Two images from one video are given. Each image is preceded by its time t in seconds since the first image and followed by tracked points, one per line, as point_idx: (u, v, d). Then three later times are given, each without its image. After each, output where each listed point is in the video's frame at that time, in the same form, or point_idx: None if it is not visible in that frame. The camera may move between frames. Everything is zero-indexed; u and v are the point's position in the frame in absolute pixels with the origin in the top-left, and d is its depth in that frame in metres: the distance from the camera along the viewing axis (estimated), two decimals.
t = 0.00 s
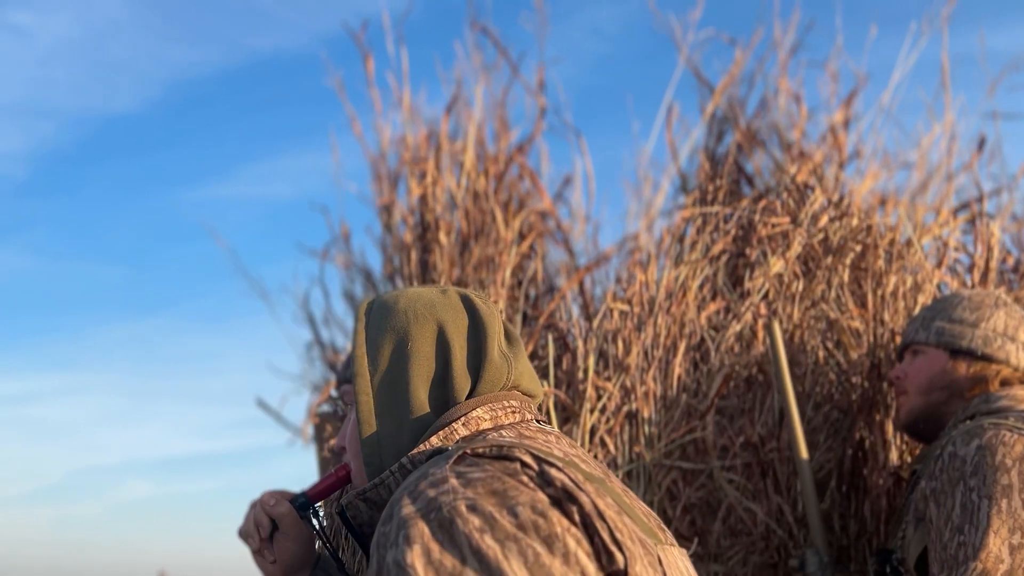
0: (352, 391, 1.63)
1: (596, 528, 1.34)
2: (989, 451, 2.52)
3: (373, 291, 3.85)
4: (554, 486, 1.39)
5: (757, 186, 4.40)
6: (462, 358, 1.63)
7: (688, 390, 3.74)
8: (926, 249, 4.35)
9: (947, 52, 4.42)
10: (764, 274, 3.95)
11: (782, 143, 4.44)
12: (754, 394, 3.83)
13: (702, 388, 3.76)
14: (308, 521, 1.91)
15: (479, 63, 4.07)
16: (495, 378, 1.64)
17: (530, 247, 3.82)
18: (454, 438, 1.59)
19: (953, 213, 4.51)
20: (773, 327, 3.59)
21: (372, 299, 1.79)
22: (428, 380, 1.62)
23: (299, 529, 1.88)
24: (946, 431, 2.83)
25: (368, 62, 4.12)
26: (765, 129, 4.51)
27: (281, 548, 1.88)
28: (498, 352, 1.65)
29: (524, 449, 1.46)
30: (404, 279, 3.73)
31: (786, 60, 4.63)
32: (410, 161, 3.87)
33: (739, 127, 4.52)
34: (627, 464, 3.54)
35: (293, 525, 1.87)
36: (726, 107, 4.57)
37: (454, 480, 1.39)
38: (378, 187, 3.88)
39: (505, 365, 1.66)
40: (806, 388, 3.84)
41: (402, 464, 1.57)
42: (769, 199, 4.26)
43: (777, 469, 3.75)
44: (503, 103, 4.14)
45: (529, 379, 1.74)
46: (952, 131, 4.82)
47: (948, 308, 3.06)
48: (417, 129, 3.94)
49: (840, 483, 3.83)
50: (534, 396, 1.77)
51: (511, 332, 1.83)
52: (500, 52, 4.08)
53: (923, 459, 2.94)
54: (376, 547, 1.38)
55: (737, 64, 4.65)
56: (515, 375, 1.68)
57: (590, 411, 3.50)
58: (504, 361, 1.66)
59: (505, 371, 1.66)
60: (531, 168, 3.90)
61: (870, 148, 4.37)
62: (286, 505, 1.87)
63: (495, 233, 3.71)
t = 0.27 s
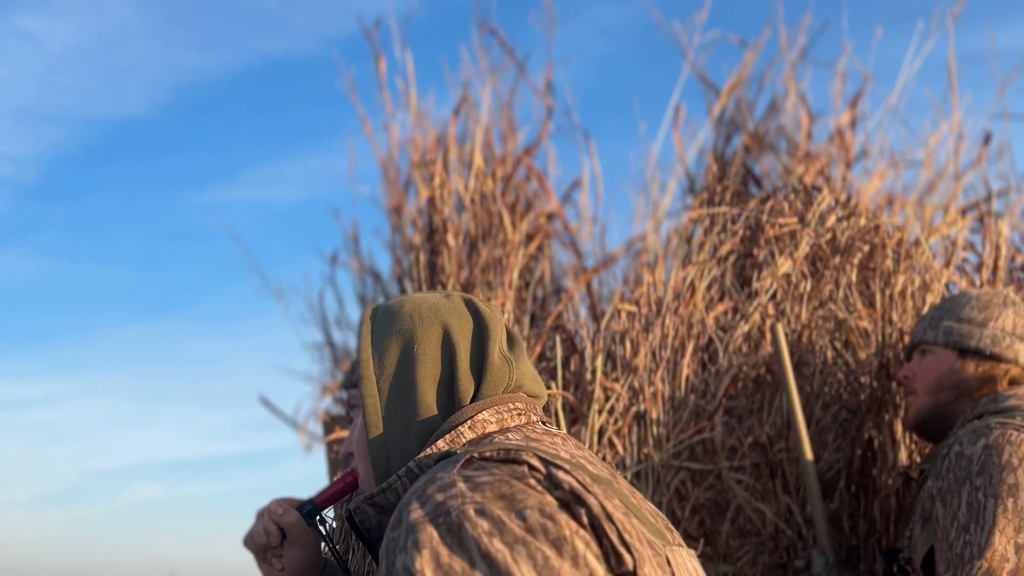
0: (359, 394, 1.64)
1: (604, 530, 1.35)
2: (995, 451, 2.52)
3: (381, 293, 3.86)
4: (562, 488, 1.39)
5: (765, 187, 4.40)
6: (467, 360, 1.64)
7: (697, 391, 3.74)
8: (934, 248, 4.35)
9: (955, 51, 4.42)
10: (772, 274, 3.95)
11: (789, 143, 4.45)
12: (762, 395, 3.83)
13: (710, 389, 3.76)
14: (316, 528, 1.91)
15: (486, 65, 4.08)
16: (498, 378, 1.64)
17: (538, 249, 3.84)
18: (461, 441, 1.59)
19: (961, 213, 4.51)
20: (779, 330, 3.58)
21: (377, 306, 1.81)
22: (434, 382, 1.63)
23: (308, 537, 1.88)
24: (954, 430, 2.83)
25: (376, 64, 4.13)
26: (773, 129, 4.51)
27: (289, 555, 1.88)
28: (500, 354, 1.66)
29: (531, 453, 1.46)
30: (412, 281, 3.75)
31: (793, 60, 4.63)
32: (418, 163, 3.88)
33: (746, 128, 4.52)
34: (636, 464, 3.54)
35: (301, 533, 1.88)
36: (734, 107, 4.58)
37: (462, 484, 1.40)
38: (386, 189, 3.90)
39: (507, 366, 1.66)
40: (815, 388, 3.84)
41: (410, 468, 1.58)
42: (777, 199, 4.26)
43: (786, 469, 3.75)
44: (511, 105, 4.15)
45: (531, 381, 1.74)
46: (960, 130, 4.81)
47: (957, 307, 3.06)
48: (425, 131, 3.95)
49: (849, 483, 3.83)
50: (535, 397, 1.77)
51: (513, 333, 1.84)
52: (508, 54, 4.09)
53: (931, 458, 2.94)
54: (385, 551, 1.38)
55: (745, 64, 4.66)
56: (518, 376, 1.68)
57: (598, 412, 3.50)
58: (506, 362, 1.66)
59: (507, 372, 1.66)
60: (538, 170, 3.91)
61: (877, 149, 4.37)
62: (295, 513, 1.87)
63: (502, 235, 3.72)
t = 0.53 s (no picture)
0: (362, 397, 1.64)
1: (611, 534, 1.35)
2: (1003, 448, 2.50)
3: (388, 294, 3.86)
4: (569, 492, 1.39)
5: (771, 185, 4.39)
6: (469, 358, 1.64)
7: (705, 390, 3.73)
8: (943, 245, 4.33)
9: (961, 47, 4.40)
10: (780, 272, 3.93)
11: (795, 141, 4.44)
12: (771, 393, 3.81)
13: (718, 387, 3.75)
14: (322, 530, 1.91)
15: (490, 65, 4.08)
16: (500, 377, 1.63)
17: (544, 248, 3.84)
18: (466, 442, 1.58)
19: (969, 208, 4.49)
20: (778, 330, 3.57)
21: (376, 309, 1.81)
22: (437, 382, 1.63)
23: (315, 540, 1.88)
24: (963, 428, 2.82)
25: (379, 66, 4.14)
26: (779, 128, 4.49)
27: (296, 557, 1.88)
28: (501, 351, 1.65)
29: (537, 455, 1.45)
30: (419, 282, 3.75)
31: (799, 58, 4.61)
32: (423, 164, 3.89)
33: (752, 127, 4.51)
34: (644, 463, 3.53)
35: (308, 535, 1.87)
36: (739, 106, 4.57)
37: (469, 490, 1.39)
38: (392, 191, 3.90)
39: (508, 364, 1.65)
40: (824, 386, 3.82)
41: (415, 470, 1.57)
42: (784, 198, 4.24)
43: (795, 468, 3.74)
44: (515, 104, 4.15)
45: (535, 378, 1.73)
46: (968, 125, 4.79)
47: (965, 305, 3.05)
48: (430, 132, 3.95)
49: (859, 481, 3.81)
50: (540, 393, 1.75)
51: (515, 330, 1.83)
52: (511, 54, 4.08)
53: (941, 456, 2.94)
54: (392, 558, 1.37)
55: (750, 63, 4.64)
56: (520, 374, 1.67)
57: (607, 411, 3.50)
58: (507, 361, 1.65)
59: (508, 370, 1.65)
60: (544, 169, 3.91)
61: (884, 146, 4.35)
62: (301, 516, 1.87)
63: (509, 235, 3.72)
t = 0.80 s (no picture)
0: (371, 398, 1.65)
1: (614, 537, 1.34)
2: (1013, 444, 2.50)
3: (397, 295, 3.87)
4: (571, 494, 1.38)
5: (780, 183, 4.39)
6: (477, 359, 1.65)
7: (714, 389, 3.73)
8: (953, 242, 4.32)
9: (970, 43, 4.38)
10: (789, 270, 3.92)
11: (804, 139, 4.43)
12: (781, 392, 3.81)
13: (728, 386, 3.75)
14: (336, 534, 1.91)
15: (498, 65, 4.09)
16: (506, 378, 1.64)
17: (553, 248, 3.84)
18: (473, 442, 1.59)
19: (980, 205, 4.47)
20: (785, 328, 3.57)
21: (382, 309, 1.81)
22: (445, 383, 1.64)
23: (328, 543, 1.88)
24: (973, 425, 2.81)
25: (387, 68, 4.15)
26: (787, 125, 4.49)
27: (310, 561, 1.89)
28: (508, 352, 1.66)
29: (540, 459, 1.45)
30: (428, 283, 3.75)
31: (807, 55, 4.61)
32: (431, 165, 3.90)
33: (760, 124, 4.51)
34: (654, 462, 3.54)
35: (322, 538, 1.88)
36: (748, 104, 4.56)
37: (471, 493, 1.39)
38: (400, 191, 3.91)
39: (515, 365, 1.66)
40: (834, 383, 3.81)
41: (423, 471, 1.58)
42: (793, 195, 4.24)
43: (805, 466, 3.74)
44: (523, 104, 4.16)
45: (543, 378, 1.74)
46: (977, 122, 4.77)
47: (975, 301, 3.04)
48: (438, 133, 3.96)
49: (869, 479, 3.81)
50: (548, 392, 1.76)
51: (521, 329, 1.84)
52: (519, 54, 4.09)
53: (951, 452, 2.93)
54: (395, 559, 1.38)
55: (758, 61, 4.64)
56: (527, 374, 1.67)
57: (616, 410, 3.50)
58: (514, 361, 1.66)
59: (515, 370, 1.65)
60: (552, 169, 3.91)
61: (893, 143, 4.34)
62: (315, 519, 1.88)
63: (517, 235, 3.72)
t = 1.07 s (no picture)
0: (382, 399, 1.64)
1: (626, 536, 1.34)
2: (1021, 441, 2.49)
3: (406, 296, 3.88)
4: (582, 494, 1.38)
5: (790, 181, 4.38)
6: (487, 359, 1.66)
7: (724, 388, 3.72)
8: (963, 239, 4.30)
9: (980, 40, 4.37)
10: (799, 269, 3.91)
11: (814, 136, 4.43)
12: (791, 390, 3.80)
13: (738, 385, 3.75)
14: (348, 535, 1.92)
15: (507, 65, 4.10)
16: (516, 379, 1.65)
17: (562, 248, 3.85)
18: (484, 442, 1.60)
19: (990, 202, 4.46)
20: (789, 330, 3.54)
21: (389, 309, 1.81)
22: (455, 383, 1.64)
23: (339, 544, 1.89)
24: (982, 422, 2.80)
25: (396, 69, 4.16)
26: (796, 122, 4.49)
27: (323, 561, 1.89)
28: (517, 352, 1.67)
29: (551, 459, 1.45)
30: (438, 283, 3.76)
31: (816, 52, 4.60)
32: (441, 165, 3.91)
33: (769, 122, 4.50)
34: (664, 462, 3.54)
35: (333, 540, 1.88)
36: (757, 102, 4.56)
37: (483, 494, 1.39)
38: (410, 192, 3.92)
39: (524, 365, 1.67)
40: (844, 382, 3.80)
41: (434, 471, 1.59)
42: (803, 193, 4.23)
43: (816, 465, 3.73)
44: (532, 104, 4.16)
45: (552, 378, 1.75)
46: (987, 118, 4.76)
47: (985, 299, 3.03)
48: (447, 133, 3.97)
49: (880, 478, 3.80)
50: (558, 393, 1.77)
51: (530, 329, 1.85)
52: (528, 54, 4.10)
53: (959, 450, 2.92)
54: (408, 559, 1.38)
55: (767, 58, 4.63)
56: (536, 375, 1.69)
57: (626, 410, 3.51)
58: (524, 362, 1.68)
59: (525, 371, 1.67)
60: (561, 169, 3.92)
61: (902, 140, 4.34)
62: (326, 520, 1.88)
63: (526, 235, 3.73)
